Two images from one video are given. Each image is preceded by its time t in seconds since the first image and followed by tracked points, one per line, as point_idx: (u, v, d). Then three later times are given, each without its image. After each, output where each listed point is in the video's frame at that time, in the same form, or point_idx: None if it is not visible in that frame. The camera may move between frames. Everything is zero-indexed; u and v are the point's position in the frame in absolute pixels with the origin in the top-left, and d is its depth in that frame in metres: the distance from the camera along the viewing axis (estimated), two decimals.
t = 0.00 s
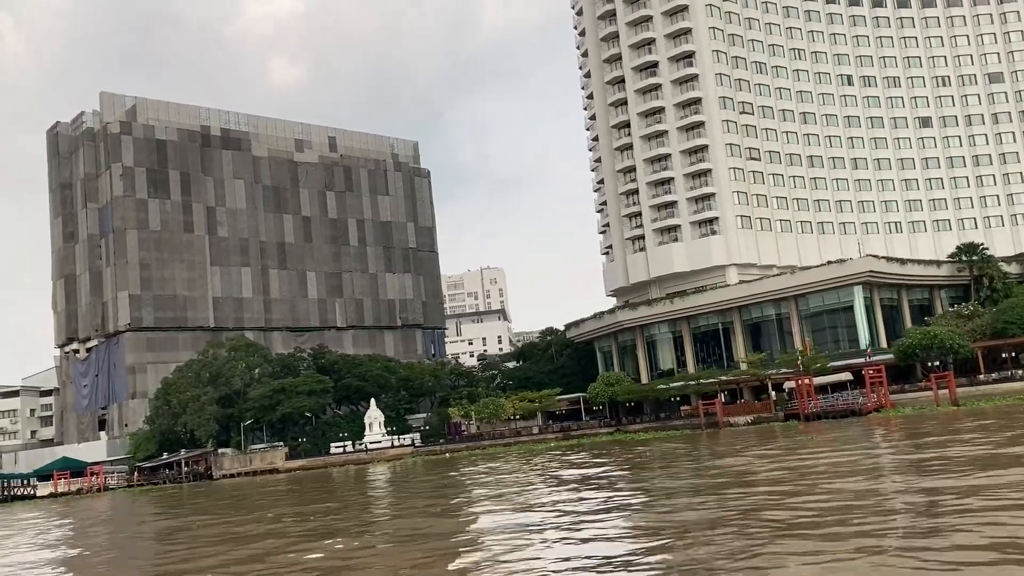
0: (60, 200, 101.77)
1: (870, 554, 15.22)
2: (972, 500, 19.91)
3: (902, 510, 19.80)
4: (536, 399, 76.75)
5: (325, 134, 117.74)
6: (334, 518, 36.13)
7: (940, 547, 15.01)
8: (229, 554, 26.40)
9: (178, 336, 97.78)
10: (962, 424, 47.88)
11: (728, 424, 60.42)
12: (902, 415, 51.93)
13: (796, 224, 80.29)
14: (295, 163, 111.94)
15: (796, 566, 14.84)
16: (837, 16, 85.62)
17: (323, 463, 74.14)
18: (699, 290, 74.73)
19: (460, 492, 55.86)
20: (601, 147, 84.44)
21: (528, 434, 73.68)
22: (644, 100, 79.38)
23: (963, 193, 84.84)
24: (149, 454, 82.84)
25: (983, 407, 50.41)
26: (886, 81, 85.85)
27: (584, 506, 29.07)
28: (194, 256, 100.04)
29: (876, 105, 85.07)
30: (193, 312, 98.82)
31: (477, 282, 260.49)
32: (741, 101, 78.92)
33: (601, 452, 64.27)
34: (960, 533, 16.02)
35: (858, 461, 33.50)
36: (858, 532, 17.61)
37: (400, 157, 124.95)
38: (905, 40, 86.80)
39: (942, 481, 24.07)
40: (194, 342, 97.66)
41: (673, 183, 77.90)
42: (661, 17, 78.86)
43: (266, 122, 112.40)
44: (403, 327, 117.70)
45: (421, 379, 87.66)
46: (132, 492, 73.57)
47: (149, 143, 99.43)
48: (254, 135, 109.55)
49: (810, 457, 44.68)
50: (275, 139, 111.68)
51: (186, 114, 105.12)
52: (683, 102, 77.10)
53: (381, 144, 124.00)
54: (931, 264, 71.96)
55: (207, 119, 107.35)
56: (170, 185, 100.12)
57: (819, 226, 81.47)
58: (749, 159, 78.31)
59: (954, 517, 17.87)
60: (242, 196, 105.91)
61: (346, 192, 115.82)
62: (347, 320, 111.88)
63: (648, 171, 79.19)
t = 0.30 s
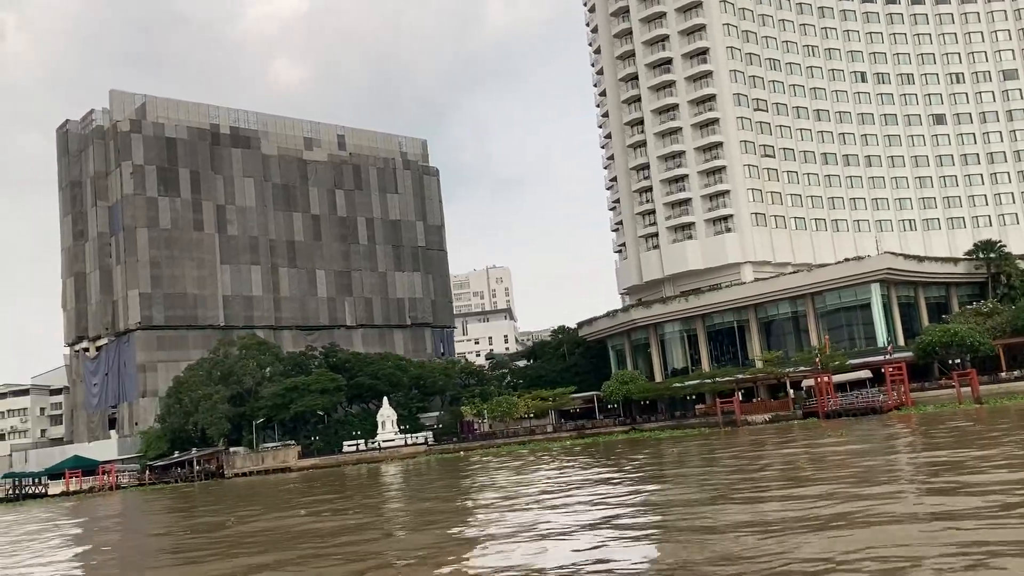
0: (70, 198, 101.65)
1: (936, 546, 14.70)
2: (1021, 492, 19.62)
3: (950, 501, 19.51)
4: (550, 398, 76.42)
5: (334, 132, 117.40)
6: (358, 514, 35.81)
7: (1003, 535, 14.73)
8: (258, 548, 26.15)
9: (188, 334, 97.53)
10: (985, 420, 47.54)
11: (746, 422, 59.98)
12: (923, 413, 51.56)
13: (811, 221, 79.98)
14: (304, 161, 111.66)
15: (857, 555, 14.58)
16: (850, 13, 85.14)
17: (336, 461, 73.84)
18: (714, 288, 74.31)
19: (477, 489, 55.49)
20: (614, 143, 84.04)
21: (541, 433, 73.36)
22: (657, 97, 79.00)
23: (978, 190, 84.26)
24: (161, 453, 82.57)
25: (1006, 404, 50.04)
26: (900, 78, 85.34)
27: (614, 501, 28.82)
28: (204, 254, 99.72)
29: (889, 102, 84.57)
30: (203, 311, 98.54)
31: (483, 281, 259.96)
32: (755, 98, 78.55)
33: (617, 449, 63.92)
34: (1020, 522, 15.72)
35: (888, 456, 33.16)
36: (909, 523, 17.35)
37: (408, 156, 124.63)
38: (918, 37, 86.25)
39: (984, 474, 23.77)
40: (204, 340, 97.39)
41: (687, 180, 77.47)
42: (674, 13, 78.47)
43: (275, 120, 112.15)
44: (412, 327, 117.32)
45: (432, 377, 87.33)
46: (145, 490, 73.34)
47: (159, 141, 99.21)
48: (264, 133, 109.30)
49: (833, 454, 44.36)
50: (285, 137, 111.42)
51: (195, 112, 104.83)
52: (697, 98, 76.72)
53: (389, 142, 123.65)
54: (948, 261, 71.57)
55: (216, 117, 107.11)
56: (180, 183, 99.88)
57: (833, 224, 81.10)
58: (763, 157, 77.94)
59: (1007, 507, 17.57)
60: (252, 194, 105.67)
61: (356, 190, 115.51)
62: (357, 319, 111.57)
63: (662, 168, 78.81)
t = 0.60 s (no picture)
0: (79, 196, 101.46)
1: (997, 541, 14.44)
2: None
3: (998, 496, 19.27)
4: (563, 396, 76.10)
5: (342, 129, 117.06)
6: (380, 510, 35.57)
7: None
8: (287, 543, 25.94)
9: (198, 332, 97.27)
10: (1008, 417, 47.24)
11: (764, 419, 59.59)
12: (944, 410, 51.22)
13: (825, 218, 79.66)
14: (313, 159, 111.40)
15: (917, 549, 14.37)
16: (863, 9, 84.72)
17: (349, 459, 73.57)
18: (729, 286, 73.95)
19: (493, 487, 55.21)
20: (626, 140, 83.69)
21: (555, 431, 73.03)
22: (670, 94, 78.64)
23: (992, 187, 83.77)
24: (172, 451, 82.29)
25: None
26: (913, 74, 84.88)
27: (644, 496, 28.55)
28: (214, 252, 99.50)
29: (903, 98, 84.14)
30: (213, 309, 98.31)
31: (488, 280, 259.51)
32: (769, 94, 78.19)
33: (632, 447, 63.62)
34: None
35: (917, 452, 32.91)
36: (961, 516, 17.12)
37: (417, 154, 124.31)
38: (932, 33, 85.71)
39: None
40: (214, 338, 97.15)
41: (701, 177, 77.16)
42: (688, 9, 78.11)
43: (284, 118, 111.88)
44: (422, 325, 117.08)
45: (444, 375, 87.04)
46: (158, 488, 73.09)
47: (168, 139, 98.99)
48: (273, 131, 109.05)
49: (856, 450, 44.10)
50: (294, 135, 111.13)
51: (204, 109, 104.54)
52: (711, 94, 76.35)
53: (398, 140, 123.31)
54: (966, 258, 71.23)
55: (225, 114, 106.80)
56: (189, 180, 99.62)
57: (847, 221, 80.79)
58: (777, 153, 77.61)
59: None
60: (261, 191, 105.44)
61: (364, 188, 115.23)
62: (366, 317, 111.32)
63: (675, 165, 78.48)
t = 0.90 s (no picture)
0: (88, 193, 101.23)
1: None
2: None
3: None
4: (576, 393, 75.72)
5: (350, 126, 116.63)
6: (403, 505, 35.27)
7: None
8: (315, 536, 25.67)
9: (208, 330, 96.98)
10: None
11: (781, 415, 59.17)
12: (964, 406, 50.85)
13: (838, 214, 79.31)
14: (322, 156, 111.10)
15: (978, 537, 14.06)
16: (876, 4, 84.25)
17: (362, 457, 73.27)
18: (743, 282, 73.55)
19: (508, 483, 54.90)
20: (639, 136, 83.30)
21: (568, 428, 72.69)
22: (683, 89, 78.23)
23: (1006, 183, 83.24)
24: (182, 449, 82.00)
25: None
26: (926, 70, 84.37)
27: (674, 490, 28.20)
28: (223, 249, 99.23)
29: (916, 94, 83.69)
30: (222, 306, 98.05)
31: (493, 278, 259.05)
32: (783, 90, 77.78)
33: (647, 443, 63.26)
34: None
35: (946, 447, 32.55)
36: (1013, 506, 16.80)
37: (425, 150, 123.92)
38: (945, 29, 85.17)
39: None
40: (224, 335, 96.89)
41: (714, 173, 76.79)
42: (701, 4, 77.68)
43: (293, 114, 111.55)
44: (430, 322, 116.76)
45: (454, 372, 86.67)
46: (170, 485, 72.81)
47: (177, 135, 98.72)
48: (282, 127, 108.73)
49: (878, 446, 43.77)
50: (302, 131, 110.78)
51: (213, 106, 104.15)
52: (725, 90, 75.95)
53: (406, 137, 122.91)
54: (982, 254, 70.82)
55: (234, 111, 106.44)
56: (198, 177, 99.32)
57: (860, 217, 80.45)
58: (791, 149, 77.21)
59: None
60: (270, 188, 105.16)
61: (373, 185, 114.90)
62: (375, 314, 110.98)
63: (688, 161, 78.11)
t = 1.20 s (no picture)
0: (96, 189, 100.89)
1: None
2: None
3: None
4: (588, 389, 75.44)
5: (358, 122, 116.25)
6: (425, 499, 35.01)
7: None
8: (344, 530, 25.41)
9: (216, 326, 96.76)
10: None
11: (798, 411, 58.85)
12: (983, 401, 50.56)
13: (851, 209, 78.97)
14: (330, 152, 110.79)
15: None
16: None
17: (374, 453, 73.05)
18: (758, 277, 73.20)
19: (523, 479, 54.66)
20: (651, 131, 82.94)
21: (581, 424, 72.42)
22: (696, 84, 77.85)
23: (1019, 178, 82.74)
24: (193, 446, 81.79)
25: None
26: (939, 64, 83.93)
27: (704, 484, 27.92)
28: (232, 245, 99.02)
29: (928, 88, 83.25)
30: (231, 302, 97.77)
31: (497, 274, 258.73)
32: (796, 84, 77.38)
33: (662, 439, 62.97)
34: None
35: (975, 440, 32.29)
36: None
37: (432, 146, 123.52)
38: (957, 23, 84.73)
39: None
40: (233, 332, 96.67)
41: (728, 168, 76.42)
42: None
43: (300, 110, 111.20)
44: (438, 318, 116.50)
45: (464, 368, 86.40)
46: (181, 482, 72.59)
47: (186, 131, 98.38)
48: (289, 123, 108.38)
49: (899, 440, 43.51)
50: (310, 127, 110.45)
51: (221, 102, 103.70)
52: (738, 84, 75.58)
53: (413, 133, 122.56)
54: (999, 249, 70.44)
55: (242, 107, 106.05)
56: (207, 173, 98.98)
57: (873, 212, 80.12)
58: (804, 144, 76.82)
59: None
60: (279, 185, 104.84)
61: (381, 181, 114.59)
62: (383, 311, 110.70)
63: (701, 156, 77.75)
